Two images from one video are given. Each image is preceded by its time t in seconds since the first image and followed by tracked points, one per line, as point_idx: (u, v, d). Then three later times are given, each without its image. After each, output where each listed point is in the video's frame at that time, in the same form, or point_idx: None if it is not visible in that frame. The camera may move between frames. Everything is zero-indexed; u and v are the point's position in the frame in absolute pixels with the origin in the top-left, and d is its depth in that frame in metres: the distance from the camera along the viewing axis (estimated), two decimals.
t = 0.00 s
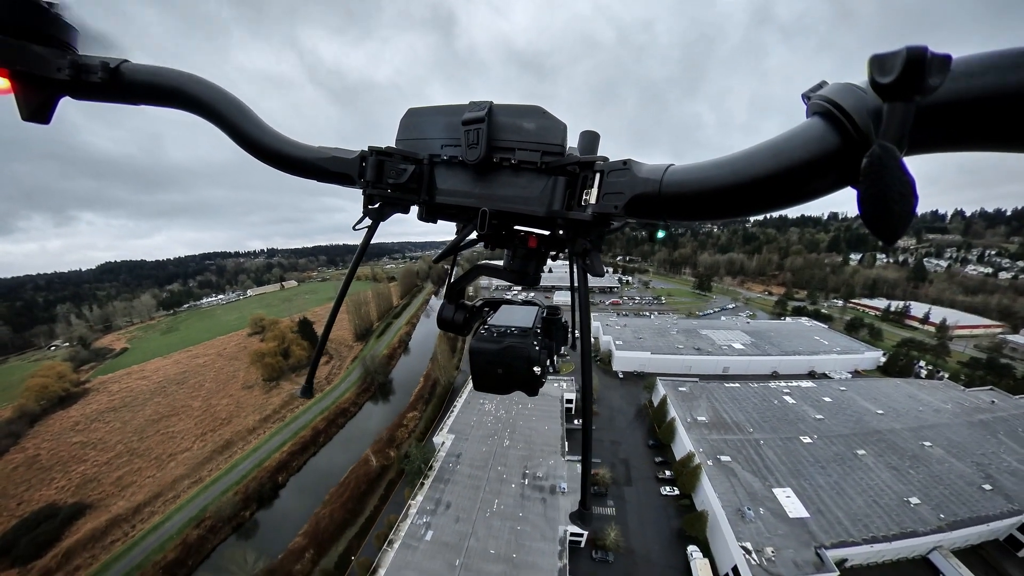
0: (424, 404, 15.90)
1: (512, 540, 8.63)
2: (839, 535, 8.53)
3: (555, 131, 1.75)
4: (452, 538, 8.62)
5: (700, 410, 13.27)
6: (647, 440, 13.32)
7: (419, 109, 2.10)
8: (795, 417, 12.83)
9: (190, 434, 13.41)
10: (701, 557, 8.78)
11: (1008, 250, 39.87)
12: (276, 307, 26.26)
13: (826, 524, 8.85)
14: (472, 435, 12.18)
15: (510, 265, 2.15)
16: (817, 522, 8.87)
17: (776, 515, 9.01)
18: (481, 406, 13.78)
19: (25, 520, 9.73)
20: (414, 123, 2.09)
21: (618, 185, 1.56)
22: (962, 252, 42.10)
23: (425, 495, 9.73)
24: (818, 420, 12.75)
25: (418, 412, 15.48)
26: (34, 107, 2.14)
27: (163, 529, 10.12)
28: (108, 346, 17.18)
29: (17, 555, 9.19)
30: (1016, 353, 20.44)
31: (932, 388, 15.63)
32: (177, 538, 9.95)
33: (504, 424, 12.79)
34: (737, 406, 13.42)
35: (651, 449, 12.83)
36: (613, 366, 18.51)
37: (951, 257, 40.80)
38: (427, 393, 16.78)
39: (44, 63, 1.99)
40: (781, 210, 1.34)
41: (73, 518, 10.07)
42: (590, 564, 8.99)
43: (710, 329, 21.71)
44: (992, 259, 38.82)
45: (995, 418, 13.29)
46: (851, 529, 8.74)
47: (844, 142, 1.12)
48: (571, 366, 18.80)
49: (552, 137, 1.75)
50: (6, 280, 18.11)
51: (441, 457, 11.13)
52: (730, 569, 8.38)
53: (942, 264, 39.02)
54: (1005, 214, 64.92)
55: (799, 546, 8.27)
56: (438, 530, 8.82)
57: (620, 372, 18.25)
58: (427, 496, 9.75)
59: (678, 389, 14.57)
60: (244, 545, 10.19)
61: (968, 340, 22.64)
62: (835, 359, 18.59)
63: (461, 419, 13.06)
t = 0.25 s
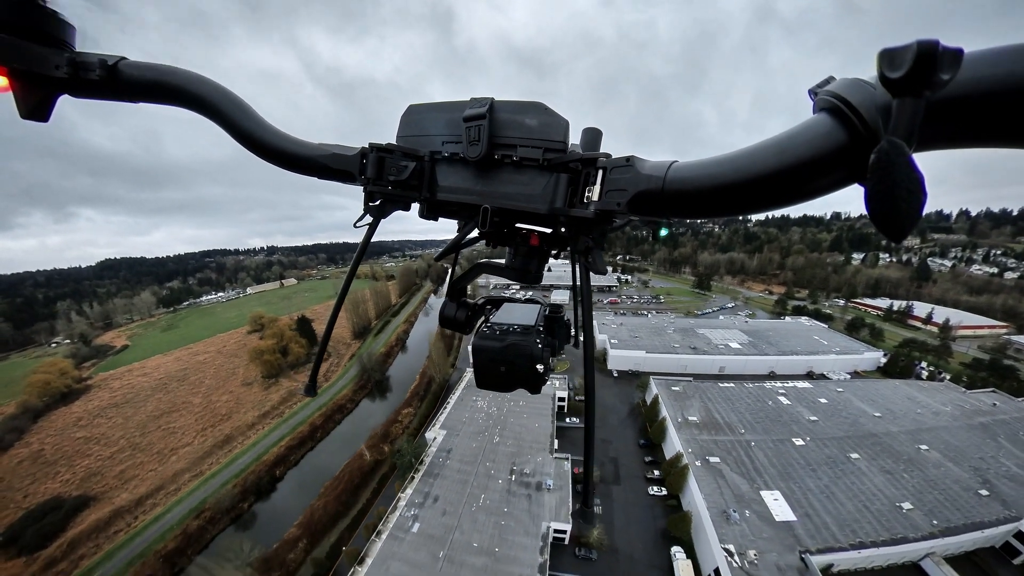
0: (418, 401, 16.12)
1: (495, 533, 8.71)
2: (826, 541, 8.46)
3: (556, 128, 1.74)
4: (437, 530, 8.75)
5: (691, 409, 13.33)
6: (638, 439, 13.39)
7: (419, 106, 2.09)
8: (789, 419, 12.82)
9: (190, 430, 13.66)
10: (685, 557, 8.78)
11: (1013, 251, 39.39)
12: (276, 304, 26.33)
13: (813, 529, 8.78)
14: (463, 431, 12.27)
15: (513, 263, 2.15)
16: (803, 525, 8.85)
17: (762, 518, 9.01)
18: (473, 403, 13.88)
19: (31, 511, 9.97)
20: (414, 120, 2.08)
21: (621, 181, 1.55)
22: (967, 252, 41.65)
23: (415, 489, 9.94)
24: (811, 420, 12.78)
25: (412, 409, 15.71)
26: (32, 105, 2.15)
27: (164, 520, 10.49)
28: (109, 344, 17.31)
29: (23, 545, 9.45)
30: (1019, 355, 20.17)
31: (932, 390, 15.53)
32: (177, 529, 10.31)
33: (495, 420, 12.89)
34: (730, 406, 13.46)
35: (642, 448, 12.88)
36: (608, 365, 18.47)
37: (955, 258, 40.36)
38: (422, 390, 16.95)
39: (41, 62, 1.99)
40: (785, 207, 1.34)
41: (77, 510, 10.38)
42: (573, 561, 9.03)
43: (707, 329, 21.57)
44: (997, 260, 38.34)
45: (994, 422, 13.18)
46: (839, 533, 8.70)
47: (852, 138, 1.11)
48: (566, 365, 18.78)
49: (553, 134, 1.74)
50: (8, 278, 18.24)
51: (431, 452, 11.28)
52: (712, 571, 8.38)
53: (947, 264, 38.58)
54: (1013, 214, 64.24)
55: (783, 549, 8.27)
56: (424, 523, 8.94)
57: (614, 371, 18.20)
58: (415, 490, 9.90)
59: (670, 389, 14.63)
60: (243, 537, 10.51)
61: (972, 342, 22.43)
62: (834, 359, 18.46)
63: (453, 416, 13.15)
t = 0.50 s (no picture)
0: (411, 397, 16.19)
1: (479, 526, 8.82)
2: (813, 543, 8.33)
3: (557, 126, 1.73)
4: (423, 522, 8.91)
5: (681, 408, 13.31)
6: (626, 438, 13.39)
7: (419, 105, 2.09)
8: (780, 419, 12.75)
9: (187, 424, 13.64)
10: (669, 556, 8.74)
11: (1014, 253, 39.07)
12: (274, 303, 26.41)
13: (800, 530, 8.66)
14: (453, 427, 12.43)
15: (514, 262, 2.14)
16: (789, 526, 8.72)
17: (748, 518, 8.93)
18: (463, 400, 14.04)
19: (29, 502, 9.92)
20: (414, 119, 2.07)
21: (623, 180, 1.55)
22: (967, 254, 41.33)
23: (403, 482, 10.09)
24: (802, 421, 12.76)
25: (405, 405, 15.81)
26: (36, 108, 2.13)
27: (160, 511, 10.46)
28: (108, 342, 17.29)
29: (22, 534, 9.38)
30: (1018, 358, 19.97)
31: (928, 393, 15.27)
32: (173, 519, 10.29)
33: (484, 417, 13.00)
34: (720, 406, 13.44)
35: (631, 447, 12.87)
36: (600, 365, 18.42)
37: (955, 260, 40.08)
38: (415, 387, 17.03)
39: (45, 63, 1.98)
40: (789, 205, 1.34)
41: (75, 501, 10.34)
42: (557, 556, 9.06)
43: (701, 330, 21.38)
44: (997, 262, 38.05)
45: (990, 425, 12.93)
46: (827, 535, 8.56)
47: (856, 136, 1.11)
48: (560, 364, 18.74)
49: (554, 133, 1.73)
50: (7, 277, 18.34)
51: (419, 447, 11.41)
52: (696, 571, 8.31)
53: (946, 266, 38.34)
54: (1015, 216, 63.71)
55: (767, 549, 8.18)
56: (410, 515, 9.10)
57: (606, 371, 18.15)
58: (403, 483, 10.05)
59: (661, 388, 14.59)
60: (239, 527, 10.55)
61: (969, 344, 22.22)
62: (829, 360, 18.29)
63: (443, 412, 13.30)
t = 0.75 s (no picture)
0: (405, 394, 16.32)
1: (461, 520, 8.96)
2: (794, 547, 8.20)
3: (558, 125, 1.72)
4: (410, 514, 9.08)
5: (670, 408, 13.30)
6: (615, 437, 13.35)
7: (420, 104, 2.09)
8: (770, 420, 12.69)
9: (188, 420, 13.77)
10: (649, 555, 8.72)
11: (1018, 253, 38.60)
12: (274, 301, 26.52)
13: (781, 533, 8.55)
14: (444, 424, 12.58)
15: (516, 261, 2.14)
16: (770, 529, 8.62)
17: (730, 520, 8.85)
18: (455, 398, 14.20)
19: (34, 496, 9.94)
20: (415, 118, 2.07)
21: (624, 180, 1.54)
22: (971, 253, 40.92)
23: (391, 475, 10.27)
24: (793, 421, 12.71)
25: (399, 401, 15.97)
26: (36, 104, 2.13)
27: (161, 503, 10.72)
28: (110, 339, 17.41)
29: (27, 526, 9.44)
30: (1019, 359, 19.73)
31: (923, 395, 15.07)
32: (172, 512, 10.54)
33: (475, 415, 13.11)
34: (710, 407, 13.41)
35: (620, 446, 12.84)
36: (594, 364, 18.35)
37: (958, 259, 39.68)
38: (409, 384, 17.14)
39: (44, 59, 1.97)
40: (791, 206, 1.34)
41: (78, 494, 10.41)
42: (539, 552, 9.09)
43: (697, 329, 21.23)
44: (1001, 261, 37.64)
45: (986, 428, 12.71)
46: (809, 539, 8.39)
47: (858, 136, 1.11)
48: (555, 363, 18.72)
49: (556, 132, 1.72)
50: (9, 274, 18.52)
51: (410, 442, 11.59)
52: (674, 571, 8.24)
53: (949, 266, 37.96)
54: (1021, 215, 62.81)
55: (747, 552, 8.10)
56: (397, 507, 9.31)
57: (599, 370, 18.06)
58: (392, 477, 10.24)
59: (651, 388, 14.57)
60: (235, 520, 10.77)
61: (969, 345, 21.97)
62: (825, 360, 18.07)
63: (435, 409, 13.48)
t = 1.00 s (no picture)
0: (398, 391, 16.42)
1: (447, 514, 9.03)
2: (777, 548, 8.13)
3: (559, 124, 1.72)
4: (396, 507, 9.19)
5: (660, 408, 13.25)
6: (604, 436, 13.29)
7: (420, 104, 2.08)
8: (760, 421, 12.59)
9: (185, 416, 13.90)
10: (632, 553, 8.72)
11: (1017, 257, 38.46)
12: (273, 299, 26.58)
13: (765, 534, 8.49)
14: (434, 420, 12.64)
15: (516, 261, 2.14)
16: (754, 529, 8.59)
17: (713, 520, 8.83)
18: (446, 395, 14.24)
19: (33, 488, 10.14)
20: (416, 118, 2.07)
21: (624, 180, 1.54)
22: (969, 257, 40.79)
23: (380, 469, 10.39)
24: (784, 422, 12.61)
25: (392, 399, 16.05)
26: (37, 106, 2.12)
27: (155, 496, 10.95)
28: (109, 337, 17.50)
29: (26, 517, 9.71)
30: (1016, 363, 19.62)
31: (917, 397, 14.90)
32: (167, 504, 10.77)
33: (464, 412, 13.15)
34: (699, 407, 13.33)
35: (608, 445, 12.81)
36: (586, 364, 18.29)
37: (956, 263, 39.58)
38: (402, 382, 17.20)
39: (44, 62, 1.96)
40: (791, 207, 1.34)
41: (76, 486, 10.66)
42: (524, 548, 9.17)
43: (691, 329, 21.11)
44: (999, 265, 37.51)
45: (979, 431, 12.54)
46: (793, 541, 8.33)
47: (860, 135, 1.11)
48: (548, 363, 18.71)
49: (556, 132, 1.72)
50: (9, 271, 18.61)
51: (400, 437, 11.69)
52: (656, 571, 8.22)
53: (947, 269, 37.86)
54: (1023, 218, 62.40)
55: (729, 552, 8.08)
56: (385, 500, 9.43)
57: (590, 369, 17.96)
58: (382, 471, 10.37)
59: (641, 388, 14.51)
60: (227, 513, 11.07)
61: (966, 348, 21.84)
62: (818, 362, 17.79)
63: (425, 406, 13.53)
